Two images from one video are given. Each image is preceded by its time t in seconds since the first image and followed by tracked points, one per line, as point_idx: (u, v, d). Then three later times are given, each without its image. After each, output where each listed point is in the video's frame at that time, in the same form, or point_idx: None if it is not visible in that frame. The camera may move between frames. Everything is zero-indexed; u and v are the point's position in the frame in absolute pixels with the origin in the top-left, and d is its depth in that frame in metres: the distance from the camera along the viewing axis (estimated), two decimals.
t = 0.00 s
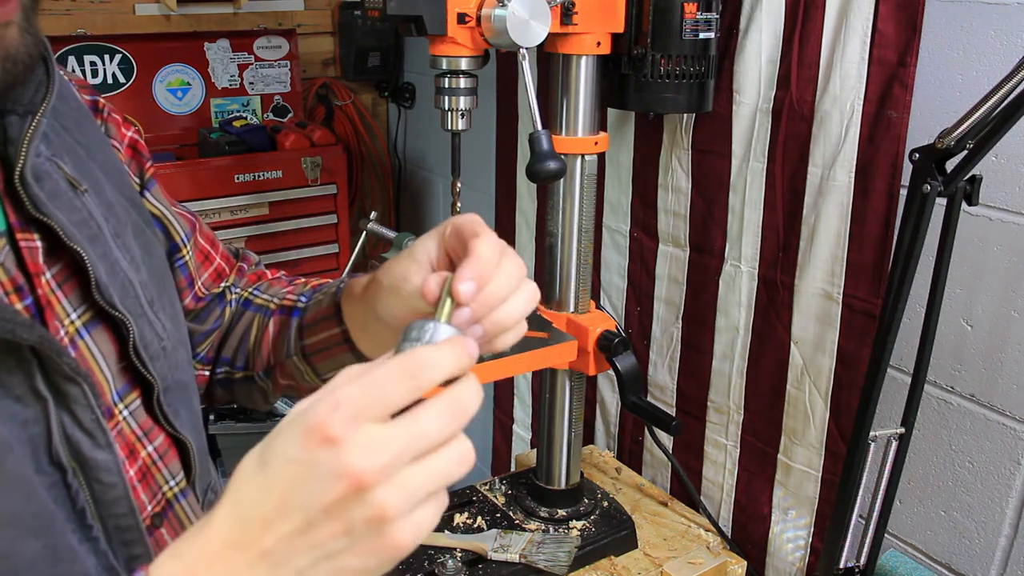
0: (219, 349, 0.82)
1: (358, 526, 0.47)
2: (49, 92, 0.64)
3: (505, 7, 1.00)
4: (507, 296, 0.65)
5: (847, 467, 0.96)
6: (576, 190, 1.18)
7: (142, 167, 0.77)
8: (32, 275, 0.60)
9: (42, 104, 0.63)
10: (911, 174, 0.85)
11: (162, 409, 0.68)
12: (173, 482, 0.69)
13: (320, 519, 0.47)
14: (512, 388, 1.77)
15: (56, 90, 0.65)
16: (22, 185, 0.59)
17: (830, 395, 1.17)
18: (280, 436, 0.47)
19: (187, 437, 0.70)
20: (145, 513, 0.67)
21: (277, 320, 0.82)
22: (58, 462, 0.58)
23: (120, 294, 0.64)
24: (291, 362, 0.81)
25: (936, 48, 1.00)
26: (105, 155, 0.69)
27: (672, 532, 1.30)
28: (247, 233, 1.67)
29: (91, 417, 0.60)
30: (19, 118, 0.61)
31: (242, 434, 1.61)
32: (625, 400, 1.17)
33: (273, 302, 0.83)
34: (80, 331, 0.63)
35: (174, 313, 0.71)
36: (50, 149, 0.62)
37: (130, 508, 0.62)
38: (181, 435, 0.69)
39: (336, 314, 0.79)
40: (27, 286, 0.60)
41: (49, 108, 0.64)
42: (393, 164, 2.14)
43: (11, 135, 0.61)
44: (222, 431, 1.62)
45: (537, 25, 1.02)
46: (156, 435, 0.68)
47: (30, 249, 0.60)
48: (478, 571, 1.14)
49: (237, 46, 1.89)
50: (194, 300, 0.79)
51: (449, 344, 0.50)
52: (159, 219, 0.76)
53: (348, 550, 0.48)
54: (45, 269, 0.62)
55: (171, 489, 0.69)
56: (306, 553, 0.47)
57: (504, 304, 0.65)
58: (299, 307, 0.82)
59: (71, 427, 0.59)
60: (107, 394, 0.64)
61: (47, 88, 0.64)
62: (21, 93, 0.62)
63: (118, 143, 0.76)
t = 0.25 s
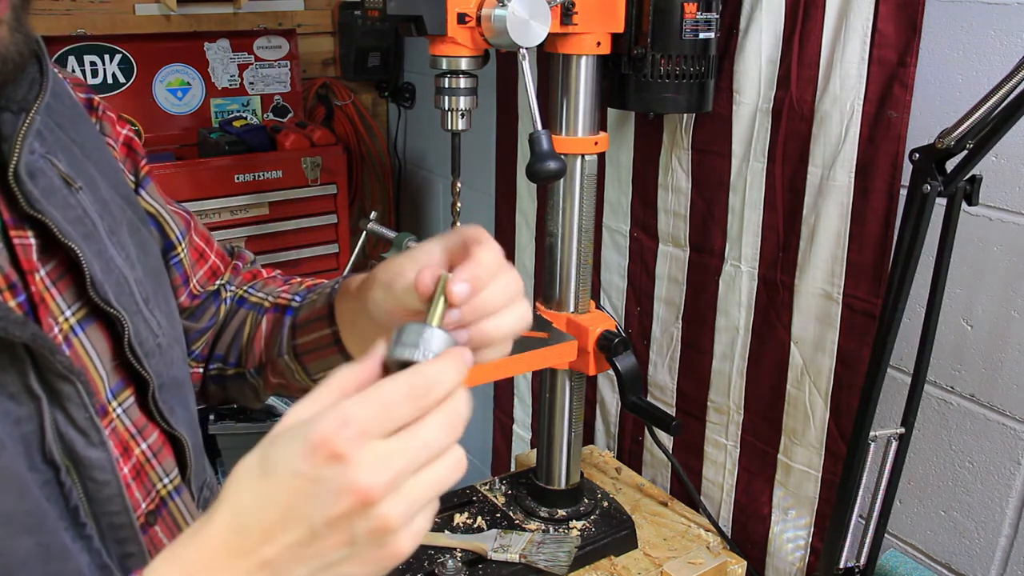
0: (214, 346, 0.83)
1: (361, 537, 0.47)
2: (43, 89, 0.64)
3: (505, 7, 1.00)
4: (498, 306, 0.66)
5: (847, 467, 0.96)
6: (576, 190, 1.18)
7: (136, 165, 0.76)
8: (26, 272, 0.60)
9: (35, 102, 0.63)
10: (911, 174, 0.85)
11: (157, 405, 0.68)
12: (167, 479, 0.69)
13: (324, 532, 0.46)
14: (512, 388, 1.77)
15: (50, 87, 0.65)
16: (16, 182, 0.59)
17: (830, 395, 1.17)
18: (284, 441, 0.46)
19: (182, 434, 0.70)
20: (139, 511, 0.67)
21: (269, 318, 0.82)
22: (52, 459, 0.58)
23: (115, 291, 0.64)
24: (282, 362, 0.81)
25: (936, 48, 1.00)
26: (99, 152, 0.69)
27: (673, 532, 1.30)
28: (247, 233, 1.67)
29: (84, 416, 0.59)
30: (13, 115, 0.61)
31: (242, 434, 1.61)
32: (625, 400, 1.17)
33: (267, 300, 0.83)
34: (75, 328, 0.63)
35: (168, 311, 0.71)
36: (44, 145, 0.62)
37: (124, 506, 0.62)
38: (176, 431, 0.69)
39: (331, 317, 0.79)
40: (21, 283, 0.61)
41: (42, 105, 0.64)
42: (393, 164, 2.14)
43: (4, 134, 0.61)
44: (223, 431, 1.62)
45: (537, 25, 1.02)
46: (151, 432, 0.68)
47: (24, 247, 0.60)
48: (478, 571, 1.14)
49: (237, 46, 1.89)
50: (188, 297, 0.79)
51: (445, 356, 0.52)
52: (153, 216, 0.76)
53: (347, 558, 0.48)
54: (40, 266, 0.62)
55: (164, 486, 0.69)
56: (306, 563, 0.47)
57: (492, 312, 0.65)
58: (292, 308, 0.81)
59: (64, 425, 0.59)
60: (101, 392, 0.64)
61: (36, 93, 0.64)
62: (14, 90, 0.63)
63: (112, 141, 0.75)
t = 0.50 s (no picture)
0: (209, 345, 0.82)
1: (354, 541, 0.47)
2: (40, 88, 0.64)
3: (505, 7, 1.00)
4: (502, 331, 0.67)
5: (847, 467, 0.96)
6: (576, 190, 1.18)
7: (134, 163, 0.76)
8: (22, 271, 0.60)
9: (33, 101, 0.63)
10: (911, 174, 0.85)
11: (153, 404, 0.68)
12: (163, 478, 0.69)
13: (318, 534, 0.47)
14: (512, 388, 1.77)
15: (48, 86, 0.66)
16: (13, 182, 0.59)
17: (830, 395, 1.17)
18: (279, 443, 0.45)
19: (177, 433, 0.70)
20: (135, 509, 0.67)
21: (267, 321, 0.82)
22: (48, 458, 0.58)
23: (111, 290, 0.64)
24: (277, 367, 0.81)
25: (936, 48, 1.00)
26: (95, 151, 0.69)
27: (673, 532, 1.30)
28: (247, 233, 1.67)
29: (81, 416, 0.59)
30: (10, 114, 0.62)
31: (242, 434, 1.61)
32: (625, 400, 1.17)
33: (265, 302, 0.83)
34: (70, 327, 0.63)
35: (165, 309, 0.71)
36: (40, 144, 0.62)
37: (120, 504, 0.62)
38: (172, 430, 0.69)
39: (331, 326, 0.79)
40: (17, 283, 0.60)
41: (40, 104, 0.64)
42: (393, 164, 2.14)
43: None
44: (222, 431, 1.61)
45: (537, 25, 1.02)
46: (145, 431, 0.68)
47: (21, 246, 0.60)
48: (478, 571, 1.14)
49: (237, 46, 1.89)
50: (186, 297, 0.79)
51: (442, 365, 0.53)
52: (150, 215, 0.76)
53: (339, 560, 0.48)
54: (36, 266, 0.62)
55: (160, 485, 0.69)
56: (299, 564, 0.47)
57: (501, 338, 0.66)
58: (291, 313, 0.81)
59: (60, 424, 0.59)
60: (97, 391, 0.65)
61: (28, 98, 0.63)
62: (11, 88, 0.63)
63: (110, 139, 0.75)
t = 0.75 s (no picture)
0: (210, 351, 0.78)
1: None
2: (41, 89, 0.62)
3: (505, 7, 1.00)
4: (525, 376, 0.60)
5: (847, 467, 0.96)
6: (576, 190, 1.18)
7: (134, 164, 0.75)
8: (20, 272, 0.58)
9: (34, 103, 0.61)
10: (911, 174, 0.85)
11: (150, 404, 0.67)
12: (158, 479, 0.68)
13: None
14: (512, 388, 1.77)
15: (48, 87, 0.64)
16: (15, 183, 0.58)
17: (830, 395, 1.17)
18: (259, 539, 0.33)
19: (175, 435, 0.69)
20: (128, 512, 0.66)
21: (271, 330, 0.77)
22: (42, 462, 0.55)
23: (110, 290, 0.64)
24: (288, 378, 0.76)
25: (936, 48, 1.00)
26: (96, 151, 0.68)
27: (673, 532, 1.30)
28: (247, 233, 1.67)
29: (78, 419, 0.57)
30: (11, 116, 0.60)
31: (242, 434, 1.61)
32: (625, 400, 1.17)
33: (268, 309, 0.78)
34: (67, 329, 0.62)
35: (164, 310, 0.70)
36: (40, 145, 0.62)
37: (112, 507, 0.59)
38: (168, 431, 0.68)
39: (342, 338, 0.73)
40: (14, 284, 0.58)
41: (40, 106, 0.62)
42: (392, 165, 2.14)
43: None
44: (222, 431, 1.61)
45: (537, 25, 1.02)
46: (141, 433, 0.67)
47: (19, 247, 0.58)
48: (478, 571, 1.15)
49: (236, 46, 1.89)
50: (184, 297, 0.76)
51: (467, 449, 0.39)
52: (149, 216, 0.74)
53: None
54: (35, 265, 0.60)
55: (155, 486, 0.68)
56: None
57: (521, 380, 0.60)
58: (296, 325, 0.76)
59: (55, 429, 0.57)
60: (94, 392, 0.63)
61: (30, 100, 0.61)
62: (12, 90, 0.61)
63: (108, 139, 0.73)
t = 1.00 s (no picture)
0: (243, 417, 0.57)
1: None
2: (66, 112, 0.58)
3: (505, 7, 1.00)
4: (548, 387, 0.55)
5: (847, 467, 0.96)
6: (576, 190, 1.18)
7: (185, 190, 0.56)
8: (27, 302, 0.44)
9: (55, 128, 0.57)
10: (911, 174, 0.85)
11: (149, 458, 0.50)
12: (145, 522, 0.50)
13: None
14: (512, 388, 1.77)
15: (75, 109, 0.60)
16: (29, 212, 0.43)
17: (830, 395, 1.17)
18: None
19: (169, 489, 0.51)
20: (101, 560, 0.48)
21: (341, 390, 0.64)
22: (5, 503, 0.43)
23: (117, 331, 0.47)
24: (326, 512, 0.54)
25: (936, 48, 1.00)
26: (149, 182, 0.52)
27: (672, 532, 1.30)
28: (247, 233, 1.66)
29: (53, 464, 0.44)
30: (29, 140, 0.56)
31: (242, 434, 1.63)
32: (625, 400, 1.16)
33: (316, 436, 0.54)
34: (69, 362, 0.46)
35: (189, 353, 0.52)
36: (70, 169, 0.46)
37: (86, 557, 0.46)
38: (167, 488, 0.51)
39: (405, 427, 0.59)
40: (17, 314, 0.44)
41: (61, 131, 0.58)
42: (392, 164, 2.14)
43: (23, 156, 0.44)
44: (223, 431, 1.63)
45: (537, 25, 1.02)
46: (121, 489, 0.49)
47: (30, 277, 0.44)
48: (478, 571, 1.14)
49: (236, 46, 1.89)
50: (215, 338, 0.56)
51: None
52: (186, 243, 0.55)
53: None
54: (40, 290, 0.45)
55: (140, 530, 0.50)
56: None
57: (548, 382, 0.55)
58: (344, 482, 0.53)
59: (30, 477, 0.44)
60: (85, 435, 0.47)
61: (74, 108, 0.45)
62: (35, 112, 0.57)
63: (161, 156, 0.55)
